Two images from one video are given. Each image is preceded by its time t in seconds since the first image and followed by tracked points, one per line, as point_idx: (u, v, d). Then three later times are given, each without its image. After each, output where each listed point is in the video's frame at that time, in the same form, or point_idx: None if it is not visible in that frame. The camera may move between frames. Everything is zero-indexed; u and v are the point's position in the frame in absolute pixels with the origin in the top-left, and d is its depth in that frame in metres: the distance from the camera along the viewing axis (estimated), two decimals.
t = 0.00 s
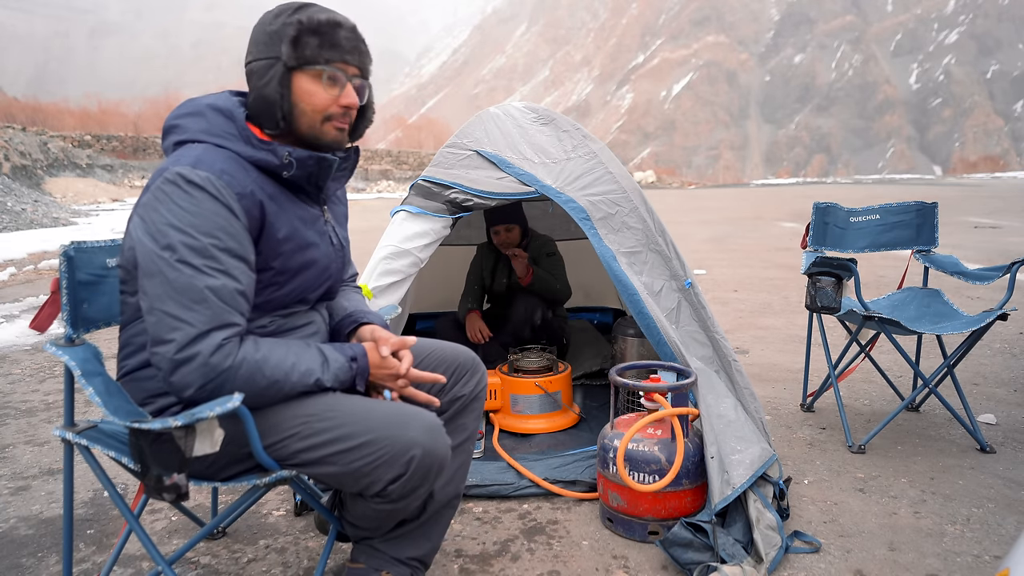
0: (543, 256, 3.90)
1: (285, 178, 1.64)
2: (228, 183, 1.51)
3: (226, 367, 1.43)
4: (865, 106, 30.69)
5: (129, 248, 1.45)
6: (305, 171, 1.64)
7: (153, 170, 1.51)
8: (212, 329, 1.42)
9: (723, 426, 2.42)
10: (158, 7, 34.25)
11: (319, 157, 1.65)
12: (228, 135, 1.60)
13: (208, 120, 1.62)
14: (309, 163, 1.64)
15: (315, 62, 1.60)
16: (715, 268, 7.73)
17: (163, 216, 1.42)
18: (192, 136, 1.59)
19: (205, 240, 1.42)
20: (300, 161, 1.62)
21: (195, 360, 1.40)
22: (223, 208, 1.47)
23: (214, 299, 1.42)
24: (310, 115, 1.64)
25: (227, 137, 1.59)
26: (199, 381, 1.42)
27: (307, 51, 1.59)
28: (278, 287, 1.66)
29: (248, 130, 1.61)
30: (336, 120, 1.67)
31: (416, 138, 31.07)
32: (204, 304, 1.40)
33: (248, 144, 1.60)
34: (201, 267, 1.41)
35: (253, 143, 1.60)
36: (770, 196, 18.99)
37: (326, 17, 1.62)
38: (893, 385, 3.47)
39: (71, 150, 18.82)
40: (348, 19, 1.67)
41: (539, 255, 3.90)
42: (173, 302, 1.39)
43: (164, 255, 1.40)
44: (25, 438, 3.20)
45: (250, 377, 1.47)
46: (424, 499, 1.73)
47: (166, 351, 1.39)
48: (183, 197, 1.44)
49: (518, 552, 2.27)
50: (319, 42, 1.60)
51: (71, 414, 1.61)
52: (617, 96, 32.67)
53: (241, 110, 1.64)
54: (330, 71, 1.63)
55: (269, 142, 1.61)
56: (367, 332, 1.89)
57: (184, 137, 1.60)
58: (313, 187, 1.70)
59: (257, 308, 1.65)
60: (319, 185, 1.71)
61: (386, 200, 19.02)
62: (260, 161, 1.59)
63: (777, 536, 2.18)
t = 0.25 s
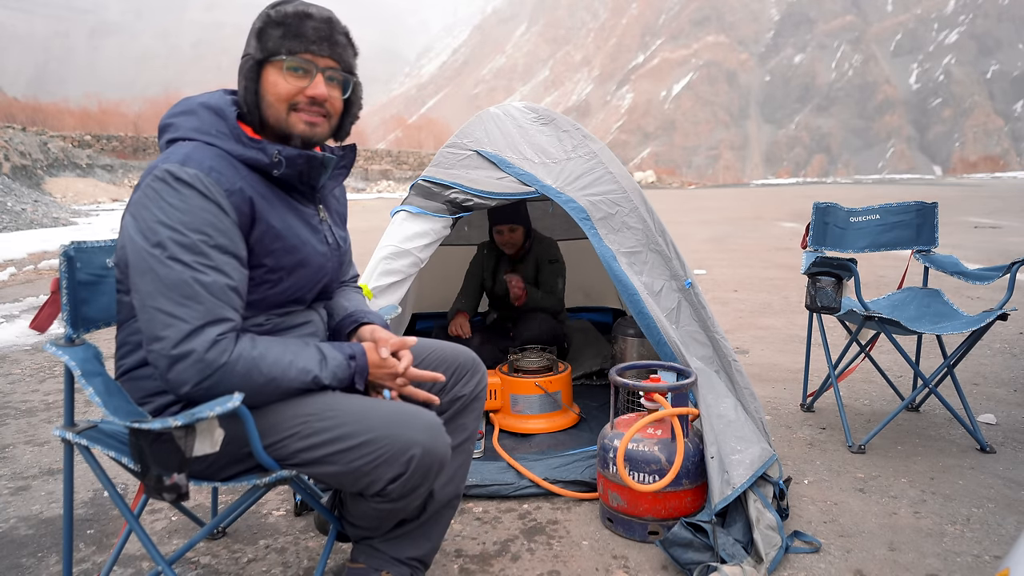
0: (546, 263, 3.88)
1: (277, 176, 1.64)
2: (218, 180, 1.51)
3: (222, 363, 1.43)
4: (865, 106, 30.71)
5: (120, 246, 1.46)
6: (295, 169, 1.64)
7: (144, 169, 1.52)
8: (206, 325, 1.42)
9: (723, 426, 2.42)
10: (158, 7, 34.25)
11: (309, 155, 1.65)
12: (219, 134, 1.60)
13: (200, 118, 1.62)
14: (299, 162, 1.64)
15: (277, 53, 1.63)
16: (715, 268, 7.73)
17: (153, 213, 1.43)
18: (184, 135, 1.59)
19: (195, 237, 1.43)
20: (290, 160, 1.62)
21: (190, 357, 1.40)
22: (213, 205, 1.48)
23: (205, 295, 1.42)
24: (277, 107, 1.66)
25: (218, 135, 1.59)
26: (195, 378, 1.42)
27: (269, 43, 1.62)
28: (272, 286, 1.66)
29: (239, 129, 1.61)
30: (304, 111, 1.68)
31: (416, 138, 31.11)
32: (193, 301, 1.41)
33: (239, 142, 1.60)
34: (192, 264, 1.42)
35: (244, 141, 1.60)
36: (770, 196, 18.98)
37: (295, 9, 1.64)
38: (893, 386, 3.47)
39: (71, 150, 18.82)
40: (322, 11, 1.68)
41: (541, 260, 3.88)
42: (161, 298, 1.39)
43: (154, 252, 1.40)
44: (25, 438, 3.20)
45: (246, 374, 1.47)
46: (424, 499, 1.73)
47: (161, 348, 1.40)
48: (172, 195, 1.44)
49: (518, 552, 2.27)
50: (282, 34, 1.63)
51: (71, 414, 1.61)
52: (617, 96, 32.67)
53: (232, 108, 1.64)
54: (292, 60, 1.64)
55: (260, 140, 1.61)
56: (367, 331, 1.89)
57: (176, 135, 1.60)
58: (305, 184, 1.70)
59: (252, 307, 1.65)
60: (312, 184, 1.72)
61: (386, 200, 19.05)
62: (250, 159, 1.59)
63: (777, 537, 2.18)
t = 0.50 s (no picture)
0: (551, 277, 3.82)
1: (273, 176, 1.64)
2: (214, 180, 1.51)
3: (220, 363, 1.43)
4: (865, 106, 30.71)
5: (118, 247, 1.46)
6: (291, 170, 1.64)
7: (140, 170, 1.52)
8: (203, 325, 1.42)
9: (723, 426, 2.42)
10: (158, 7, 34.27)
11: (306, 156, 1.65)
12: (216, 135, 1.59)
13: (197, 119, 1.62)
14: (296, 163, 1.64)
15: (273, 56, 1.63)
16: (715, 268, 7.72)
17: (150, 214, 1.43)
18: (181, 136, 1.59)
19: (192, 238, 1.43)
20: (286, 161, 1.62)
21: (188, 358, 1.40)
22: (209, 206, 1.48)
23: (202, 296, 1.42)
24: (272, 110, 1.66)
25: (215, 136, 1.59)
26: (193, 378, 1.42)
27: (266, 45, 1.63)
28: (270, 286, 1.66)
29: (236, 130, 1.61)
30: (301, 115, 1.68)
31: (416, 138, 31.13)
32: (189, 302, 1.41)
33: (236, 143, 1.60)
34: (188, 264, 1.42)
35: (241, 142, 1.60)
36: (770, 196, 18.98)
37: (292, 12, 1.64)
38: (893, 386, 3.47)
39: (71, 150, 18.82)
40: (320, 13, 1.67)
41: (547, 273, 3.82)
42: (158, 299, 1.39)
43: (151, 253, 1.40)
44: (25, 438, 3.20)
45: (245, 374, 1.47)
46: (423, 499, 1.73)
47: (159, 349, 1.40)
48: (168, 196, 1.44)
49: (518, 552, 2.27)
50: (278, 36, 1.62)
51: (71, 414, 1.61)
52: (617, 97, 32.70)
53: (230, 109, 1.65)
54: (289, 63, 1.64)
55: (256, 141, 1.61)
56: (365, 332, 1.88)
57: (173, 137, 1.60)
58: (302, 184, 1.70)
59: (252, 307, 1.65)
60: (309, 185, 1.72)
61: (386, 200, 19.05)
62: (247, 160, 1.59)
63: (777, 536, 2.18)
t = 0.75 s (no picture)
0: (554, 289, 3.80)
1: (273, 176, 1.64)
2: (214, 179, 1.51)
3: (221, 361, 1.43)
4: (865, 106, 30.69)
5: (118, 245, 1.46)
6: (292, 170, 1.64)
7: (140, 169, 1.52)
8: (205, 323, 1.42)
9: (723, 426, 2.41)
10: (158, 7, 34.29)
11: (306, 156, 1.65)
12: (216, 134, 1.59)
13: (197, 119, 1.62)
14: (296, 162, 1.64)
15: (277, 58, 1.63)
16: (715, 268, 7.72)
17: (150, 213, 1.43)
18: (181, 135, 1.59)
19: (193, 236, 1.43)
20: (286, 160, 1.62)
21: (189, 355, 1.40)
22: (209, 204, 1.48)
23: (203, 293, 1.42)
24: (275, 112, 1.66)
25: (215, 135, 1.59)
26: (194, 376, 1.42)
27: (270, 46, 1.62)
28: (269, 285, 1.65)
29: (236, 129, 1.60)
30: (303, 117, 1.68)
31: (416, 138, 31.14)
32: (190, 300, 1.41)
33: (236, 142, 1.59)
34: (189, 263, 1.42)
35: (240, 141, 1.60)
36: (770, 196, 18.98)
37: (297, 14, 1.64)
38: (894, 386, 3.47)
39: (71, 150, 18.82)
40: (323, 16, 1.68)
41: (550, 285, 3.82)
42: (159, 296, 1.39)
43: (151, 251, 1.41)
44: (25, 438, 3.20)
45: (245, 373, 1.47)
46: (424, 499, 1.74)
47: (160, 347, 1.40)
48: (169, 195, 1.44)
49: (518, 552, 2.27)
50: (283, 38, 1.62)
51: (71, 414, 1.61)
52: (617, 97, 32.70)
53: (231, 108, 1.65)
54: (292, 66, 1.64)
55: (257, 140, 1.61)
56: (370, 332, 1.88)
57: (173, 136, 1.60)
58: (302, 184, 1.70)
59: (252, 306, 1.65)
60: (309, 184, 1.72)
61: (386, 200, 19.05)
62: (247, 159, 1.59)
63: (777, 537, 2.18)
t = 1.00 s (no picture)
0: (554, 293, 3.81)
1: (271, 173, 1.64)
2: (213, 176, 1.52)
3: (222, 358, 1.43)
4: (865, 106, 30.71)
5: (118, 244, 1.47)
6: (290, 167, 1.64)
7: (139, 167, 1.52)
8: (206, 319, 1.42)
9: (723, 426, 2.42)
10: (158, 7, 34.29)
11: (303, 152, 1.65)
12: (215, 132, 1.60)
13: (196, 116, 1.62)
14: (294, 159, 1.64)
15: (258, 49, 1.64)
16: (715, 268, 7.73)
17: (149, 210, 1.43)
18: (179, 131, 1.60)
19: (192, 233, 1.44)
20: (284, 157, 1.62)
21: (191, 351, 1.40)
22: (208, 199, 1.48)
23: (204, 289, 1.43)
24: (256, 102, 1.65)
25: (214, 133, 1.60)
26: (195, 372, 1.41)
27: (251, 39, 1.64)
28: (268, 282, 1.65)
29: (234, 127, 1.61)
30: (285, 107, 1.66)
31: (416, 138, 31.16)
32: (189, 296, 1.41)
33: (235, 140, 1.60)
34: (189, 260, 1.42)
35: (239, 139, 1.60)
36: (770, 196, 18.98)
37: (278, 5, 1.66)
38: (893, 385, 3.47)
39: (71, 150, 18.81)
40: (306, 6, 1.68)
41: (550, 290, 3.81)
42: (158, 291, 1.39)
43: (151, 249, 1.41)
44: (25, 438, 3.20)
45: (247, 370, 1.47)
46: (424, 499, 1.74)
47: (161, 343, 1.39)
48: (168, 190, 1.45)
49: (518, 552, 2.27)
50: (263, 29, 1.64)
51: (72, 414, 1.61)
52: (617, 97, 32.71)
53: (230, 108, 1.65)
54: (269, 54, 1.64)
55: (254, 138, 1.61)
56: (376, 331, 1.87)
57: (170, 133, 1.61)
58: (301, 181, 1.70)
59: (251, 304, 1.65)
60: (307, 181, 1.72)
61: (386, 199, 19.04)
62: (245, 157, 1.59)
63: (777, 537, 2.18)
